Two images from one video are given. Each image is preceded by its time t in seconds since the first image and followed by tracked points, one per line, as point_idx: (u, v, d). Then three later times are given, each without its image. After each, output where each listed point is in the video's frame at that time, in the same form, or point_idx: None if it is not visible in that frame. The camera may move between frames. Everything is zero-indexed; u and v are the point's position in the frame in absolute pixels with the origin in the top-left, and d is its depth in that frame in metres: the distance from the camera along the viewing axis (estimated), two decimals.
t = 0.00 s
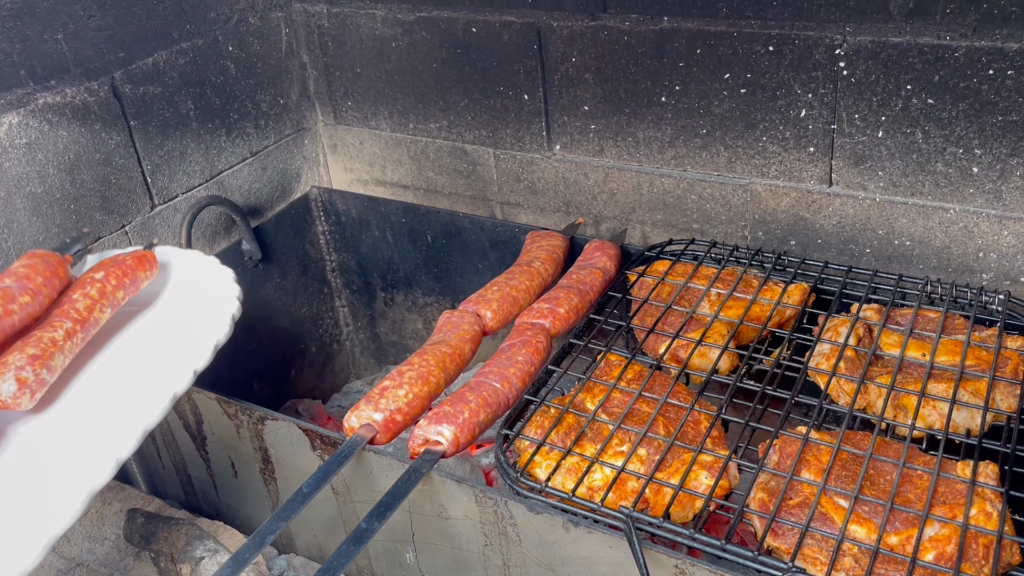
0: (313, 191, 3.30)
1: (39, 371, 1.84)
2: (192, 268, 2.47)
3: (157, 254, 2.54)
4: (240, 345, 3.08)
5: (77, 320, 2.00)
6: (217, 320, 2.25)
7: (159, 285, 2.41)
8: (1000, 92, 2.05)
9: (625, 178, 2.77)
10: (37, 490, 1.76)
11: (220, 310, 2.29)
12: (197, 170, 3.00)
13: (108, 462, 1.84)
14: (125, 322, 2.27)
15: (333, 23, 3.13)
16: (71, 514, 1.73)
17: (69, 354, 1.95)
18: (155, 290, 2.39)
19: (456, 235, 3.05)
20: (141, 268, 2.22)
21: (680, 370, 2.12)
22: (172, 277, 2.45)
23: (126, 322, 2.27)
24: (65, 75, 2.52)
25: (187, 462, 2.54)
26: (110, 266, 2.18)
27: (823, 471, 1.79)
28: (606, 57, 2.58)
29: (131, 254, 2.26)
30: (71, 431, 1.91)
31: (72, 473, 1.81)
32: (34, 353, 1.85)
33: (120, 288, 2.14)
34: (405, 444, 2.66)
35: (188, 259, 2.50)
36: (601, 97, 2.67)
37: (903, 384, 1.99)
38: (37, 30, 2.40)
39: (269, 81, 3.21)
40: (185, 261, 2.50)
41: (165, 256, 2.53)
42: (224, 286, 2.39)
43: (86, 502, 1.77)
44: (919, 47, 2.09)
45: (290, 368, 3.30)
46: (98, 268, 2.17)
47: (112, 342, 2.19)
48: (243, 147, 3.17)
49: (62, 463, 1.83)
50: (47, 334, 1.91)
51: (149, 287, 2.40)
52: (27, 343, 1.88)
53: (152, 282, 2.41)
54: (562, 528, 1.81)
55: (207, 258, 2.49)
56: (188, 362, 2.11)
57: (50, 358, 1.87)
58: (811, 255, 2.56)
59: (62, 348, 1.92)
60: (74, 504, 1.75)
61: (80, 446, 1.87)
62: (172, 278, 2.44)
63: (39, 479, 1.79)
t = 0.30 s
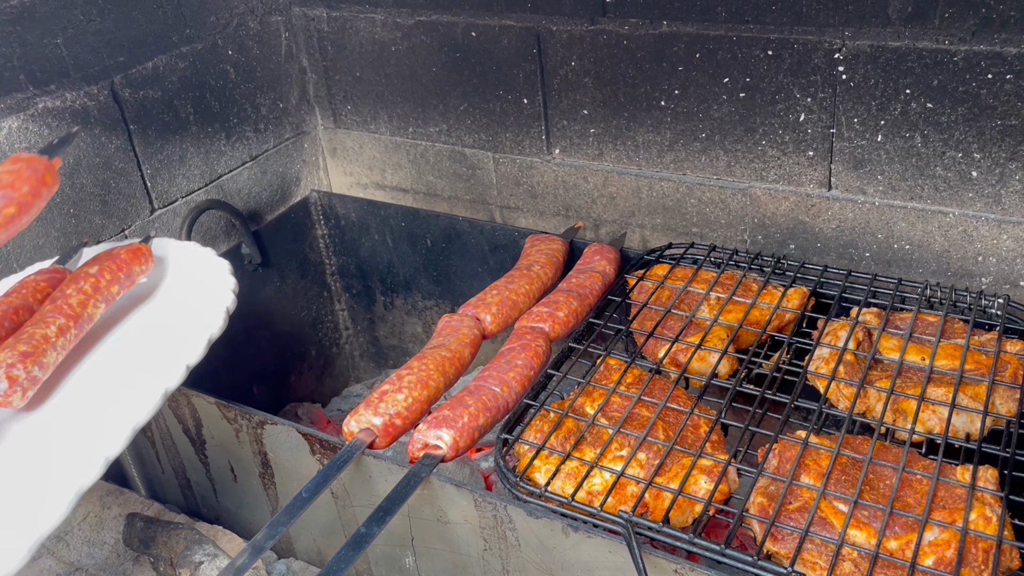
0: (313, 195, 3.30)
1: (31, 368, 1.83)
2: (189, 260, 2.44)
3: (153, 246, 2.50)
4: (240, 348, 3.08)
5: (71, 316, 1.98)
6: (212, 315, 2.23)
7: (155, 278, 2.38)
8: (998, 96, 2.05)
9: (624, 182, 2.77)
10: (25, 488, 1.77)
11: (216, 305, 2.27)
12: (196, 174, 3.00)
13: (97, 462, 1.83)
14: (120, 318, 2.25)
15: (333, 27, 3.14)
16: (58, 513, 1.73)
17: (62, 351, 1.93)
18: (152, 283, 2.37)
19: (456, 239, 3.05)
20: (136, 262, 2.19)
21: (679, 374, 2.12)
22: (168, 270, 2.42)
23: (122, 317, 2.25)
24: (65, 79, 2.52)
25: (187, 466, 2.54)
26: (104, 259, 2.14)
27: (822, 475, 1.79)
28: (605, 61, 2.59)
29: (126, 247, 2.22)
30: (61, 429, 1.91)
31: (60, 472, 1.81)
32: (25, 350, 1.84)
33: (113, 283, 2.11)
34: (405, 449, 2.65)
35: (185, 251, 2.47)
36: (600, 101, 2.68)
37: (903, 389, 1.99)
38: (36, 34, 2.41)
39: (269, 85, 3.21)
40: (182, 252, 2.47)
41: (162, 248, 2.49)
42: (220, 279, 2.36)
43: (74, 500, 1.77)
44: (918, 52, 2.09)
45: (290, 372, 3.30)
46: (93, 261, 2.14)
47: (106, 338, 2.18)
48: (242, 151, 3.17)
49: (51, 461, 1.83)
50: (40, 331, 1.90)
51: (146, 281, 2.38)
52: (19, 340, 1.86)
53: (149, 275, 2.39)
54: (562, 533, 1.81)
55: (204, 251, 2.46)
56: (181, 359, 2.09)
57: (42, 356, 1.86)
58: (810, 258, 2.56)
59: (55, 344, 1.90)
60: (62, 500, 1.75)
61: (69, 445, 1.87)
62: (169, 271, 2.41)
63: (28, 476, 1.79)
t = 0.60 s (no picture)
0: (313, 197, 3.31)
1: (27, 384, 1.84)
2: (187, 278, 2.43)
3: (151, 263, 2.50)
4: (240, 351, 3.08)
5: (67, 332, 1.98)
6: (209, 328, 2.23)
7: (154, 296, 2.38)
8: (998, 99, 2.06)
9: (624, 184, 2.78)
10: (22, 503, 1.77)
11: (213, 318, 2.27)
12: (197, 177, 3.00)
13: (92, 479, 1.82)
14: (119, 333, 2.26)
15: (333, 30, 3.14)
16: (54, 527, 1.73)
17: (58, 366, 1.94)
18: (152, 299, 2.38)
19: (456, 242, 3.05)
20: (134, 279, 2.20)
21: (679, 376, 2.12)
22: (166, 287, 2.42)
23: (121, 333, 2.26)
24: (66, 82, 2.52)
25: (187, 469, 2.54)
26: (101, 276, 2.15)
27: (823, 478, 1.79)
28: (605, 65, 2.59)
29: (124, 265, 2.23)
30: (57, 448, 1.90)
31: (56, 491, 1.80)
32: (21, 365, 1.85)
33: (111, 299, 2.12)
34: (405, 451, 2.65)
35: (183, 269, 2.47)
36: (601, 104, 2.68)
37: (903, 391, 1.99)
38: (38, 38, 2.42)
39: (269, 89, 3.22)
40: (180, 270, 2.47)
41: (159, 265, 2.49)
42: (218, 296, 2.35)
43: (70, 514, 1.76)
44: (917, 55, 2.10)
45: (290, 375, 3.30)
46: (90, 279, 2.14)
47: (104, 356, 2.18)
48: (243, 154, 3.18)
49: (48, 480, 1.82)
50: (36, 346, 1.91)
51: (146, 297, 2.39)
52: (15, 355, 1.87)
53: (149, 291, 2.41)
54: (562, 536, 1.81)
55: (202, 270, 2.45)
56: (178, 372, 2.09)
57: (38, 371, 1.87)
58: (810, 261, 2.56)
59: (51, 360, 1.92)
60: (58, 515, 1.75)
61: (65, 464, 1.86)
62: (167, 288, 2.41)
63: (25, 492, 1.80)
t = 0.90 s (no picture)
0: (314, 200, 3.33)
1: (9, 398, 1.90)
2: (172, 290, 2.45)
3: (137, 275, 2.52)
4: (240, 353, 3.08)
5: (52, 345, 2.03)
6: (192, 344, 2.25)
7: (137, 308, 2.40)
8: (998, 102, 2.06)
9: (625, 186, 2.78)
10: None
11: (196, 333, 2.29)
12: (197, 179, 3.00)
13: (73, 497, 1.86)
14: (101, 347, 2.28)
15: (333, 33, 3.14)
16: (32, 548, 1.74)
17: (42, 379, 1.99)
18: (134, 311, 2.40)
19: (456, 244, 3.05)
20: (119, 291, 2.23)
21: (680, 379, 2.12)
22: (150, 299, 2.44)
23: (103, 346, 2.28)
24: (66, 84, 2.53)
25: (187, 472, 2.54)
26: (87, 289, 2.18)
27: (824, 480, 1.79)
28: (606, 67, 2.59)
29: (110, 276, 2.27)
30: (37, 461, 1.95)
31: (37, 503, 1.84)
32: (5, 380, 1.90)
33: (96, 311, 2.16)
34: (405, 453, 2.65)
35: (167, 281, 2.49)
36: (601, 106, 2.68)
37: (904, 394, 1.99)
38: (38, 39, 2.42)
39: (270, 91, 3.22)
40: (165, 282, 2.48)
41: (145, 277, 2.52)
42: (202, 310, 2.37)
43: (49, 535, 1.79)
44: (918, 57, 2.10)
45: (290, 377, 3.30)
46: (75, 290, 2.18)
47: (87, 368, 2.21)
48: (243, 156, 3.18)
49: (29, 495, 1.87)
50: (20, 359, 1.95)
51: (129, 308, 2.41)
52: None
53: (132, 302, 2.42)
54: (563, 538, 1.81)
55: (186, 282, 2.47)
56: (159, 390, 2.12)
57: (22, 385, 1.93)
58: (811, 263, 2.56)
59: (35, 373, 1.97)
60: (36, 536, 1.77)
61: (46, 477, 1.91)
62: (150, 300, 2.43)
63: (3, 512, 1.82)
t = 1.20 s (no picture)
0: (314, 201, 3.33)
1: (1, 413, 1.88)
2: (167, 304, 2.42)
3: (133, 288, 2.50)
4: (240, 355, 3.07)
5: (45, 359, 2.02)
6: (187, 358, 2.22)
7: (132, 320, 2.38)
8: (999, 102, 2.06)
9: (625, 188, 2.78)
10: None
11: (191, 348, 2.26)
12: (198, 180, 3.00)
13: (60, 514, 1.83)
14: (96, 359, 2.25)
15: (334, 34, 3.14)
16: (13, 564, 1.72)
17: (34, 395, 1.98)
18: (130, 324, 2.37)
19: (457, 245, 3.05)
20: (114, 305, 2.21)
21: (681, 380, 2.12)
22: (146, 313, 2.40)
23: (97, 359, 2.25)
24: (67, 85, 2.53)
25: (188, 473, 2.54)
26: (82, 303, 2.17)
27: (825, 481, 1.79)
28: (606, 68, 2.59)
29: (105, 290, 2.25)
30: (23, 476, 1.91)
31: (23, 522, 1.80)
32: None
33: (91, 325, 2.14)
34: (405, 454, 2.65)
35: (163, 295, 2.46)
36: (601, 107, 2.68)
37: (905, 394, 1.99)
38: (39, 41, 2.42)
39: (270, 93, 3.22)
40: (161, 295, 2.46)
41: (141, 290, 2.49)
42: (198, 324, 2.34)
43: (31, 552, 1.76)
44: (919, 58, 2.10)
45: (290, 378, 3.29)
46: (71, 304, 2.17)
47: (78, 383, 2.18)
48: (244, 157, 3.18)
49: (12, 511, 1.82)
50: (12, 374, 1.95)
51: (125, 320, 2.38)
52: None
53: (129, 314, 2.39)
54: (564, 539, 1.81)
55: (182, 296, 2.44)
56: (151, 405, 2.09)
57: (13, 401, 1.91)
58: (811, 265, 2.56)
59: (27, 388, 1.95)
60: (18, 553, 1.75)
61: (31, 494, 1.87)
62: (146, 314, 2.40)
63: None
